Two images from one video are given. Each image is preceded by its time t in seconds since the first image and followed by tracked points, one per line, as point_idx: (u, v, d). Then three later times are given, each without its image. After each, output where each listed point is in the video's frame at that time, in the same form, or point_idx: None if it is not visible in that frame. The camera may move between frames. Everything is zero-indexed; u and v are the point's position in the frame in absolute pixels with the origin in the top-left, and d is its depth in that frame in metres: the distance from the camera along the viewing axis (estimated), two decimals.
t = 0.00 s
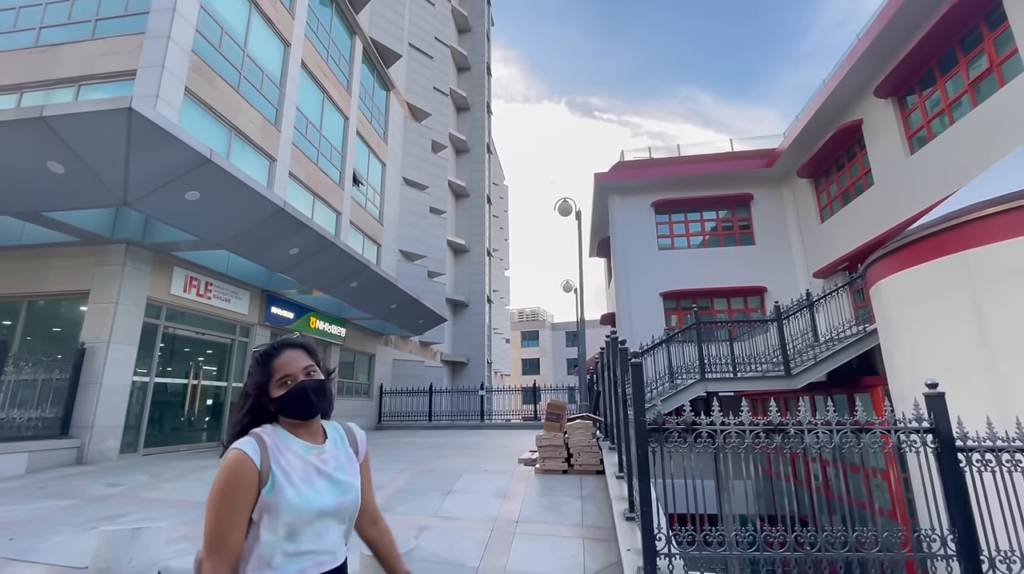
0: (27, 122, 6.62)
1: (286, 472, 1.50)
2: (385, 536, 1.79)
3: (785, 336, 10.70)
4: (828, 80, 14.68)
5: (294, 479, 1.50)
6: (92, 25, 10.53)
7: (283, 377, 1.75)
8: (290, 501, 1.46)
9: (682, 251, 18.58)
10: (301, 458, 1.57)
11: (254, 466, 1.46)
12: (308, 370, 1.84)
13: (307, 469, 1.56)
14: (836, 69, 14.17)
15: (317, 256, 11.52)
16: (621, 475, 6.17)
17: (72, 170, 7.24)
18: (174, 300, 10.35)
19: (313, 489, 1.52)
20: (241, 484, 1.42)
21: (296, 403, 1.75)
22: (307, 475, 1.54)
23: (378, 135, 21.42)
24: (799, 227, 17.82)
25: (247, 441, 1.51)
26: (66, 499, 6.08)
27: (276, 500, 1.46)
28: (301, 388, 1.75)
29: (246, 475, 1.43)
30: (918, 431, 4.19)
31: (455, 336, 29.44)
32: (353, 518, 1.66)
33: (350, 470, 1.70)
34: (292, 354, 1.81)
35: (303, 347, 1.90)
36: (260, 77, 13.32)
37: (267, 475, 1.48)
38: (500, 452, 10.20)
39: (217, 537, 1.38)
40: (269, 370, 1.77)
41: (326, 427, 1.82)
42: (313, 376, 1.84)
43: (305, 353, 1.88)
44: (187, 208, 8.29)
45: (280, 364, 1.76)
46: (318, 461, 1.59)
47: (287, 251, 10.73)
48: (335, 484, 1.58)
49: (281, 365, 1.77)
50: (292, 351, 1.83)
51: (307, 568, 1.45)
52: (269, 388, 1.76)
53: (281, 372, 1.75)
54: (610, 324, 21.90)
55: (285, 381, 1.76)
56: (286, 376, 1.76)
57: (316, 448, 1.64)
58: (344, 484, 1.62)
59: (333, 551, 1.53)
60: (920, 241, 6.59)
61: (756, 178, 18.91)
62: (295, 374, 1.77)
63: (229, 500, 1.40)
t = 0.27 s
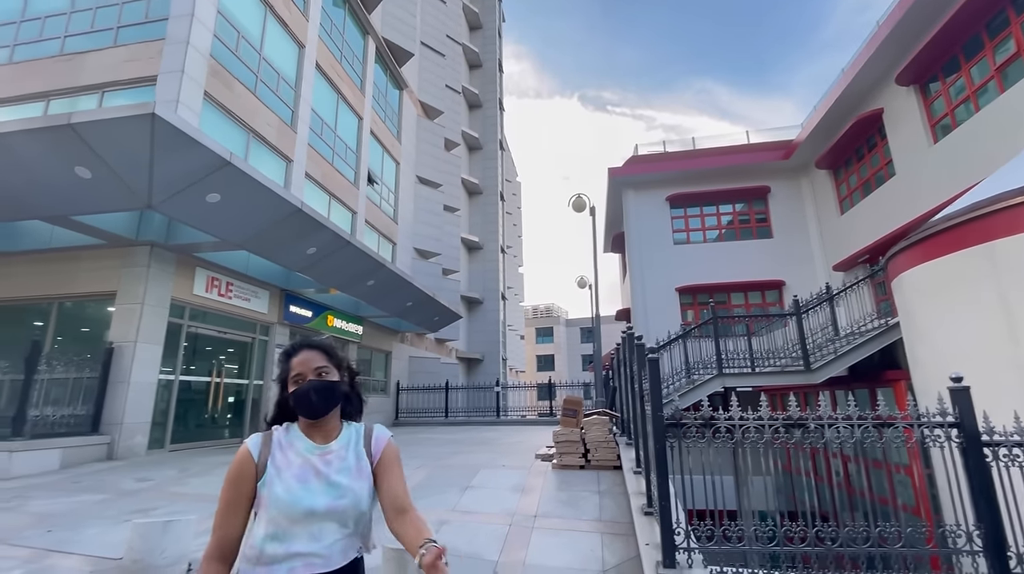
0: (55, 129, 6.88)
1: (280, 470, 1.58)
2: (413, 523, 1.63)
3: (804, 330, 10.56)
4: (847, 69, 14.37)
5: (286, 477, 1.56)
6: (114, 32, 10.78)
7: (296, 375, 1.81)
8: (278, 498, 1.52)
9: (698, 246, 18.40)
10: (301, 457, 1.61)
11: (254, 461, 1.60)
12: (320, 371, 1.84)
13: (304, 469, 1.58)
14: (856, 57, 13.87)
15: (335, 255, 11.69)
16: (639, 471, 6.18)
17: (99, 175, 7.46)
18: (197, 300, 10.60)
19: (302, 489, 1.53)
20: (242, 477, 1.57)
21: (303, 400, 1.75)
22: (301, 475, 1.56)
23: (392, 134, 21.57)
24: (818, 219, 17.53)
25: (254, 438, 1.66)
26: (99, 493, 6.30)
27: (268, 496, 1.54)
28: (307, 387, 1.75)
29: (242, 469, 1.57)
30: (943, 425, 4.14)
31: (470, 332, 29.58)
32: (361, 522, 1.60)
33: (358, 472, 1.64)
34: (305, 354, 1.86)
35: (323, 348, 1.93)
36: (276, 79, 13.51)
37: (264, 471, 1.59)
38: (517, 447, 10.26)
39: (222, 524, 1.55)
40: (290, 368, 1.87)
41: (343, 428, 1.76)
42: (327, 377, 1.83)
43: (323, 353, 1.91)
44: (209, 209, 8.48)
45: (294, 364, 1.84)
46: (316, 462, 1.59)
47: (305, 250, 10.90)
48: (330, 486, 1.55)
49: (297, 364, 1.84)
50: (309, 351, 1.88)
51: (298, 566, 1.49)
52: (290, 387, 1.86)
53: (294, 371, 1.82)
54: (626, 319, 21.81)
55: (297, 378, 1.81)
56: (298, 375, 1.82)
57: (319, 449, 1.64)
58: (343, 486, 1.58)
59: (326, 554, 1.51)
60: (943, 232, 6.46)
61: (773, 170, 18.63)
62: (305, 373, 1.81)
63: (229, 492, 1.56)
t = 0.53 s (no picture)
0: (94, 136, 7.19)
1: (300, 465, 1.64)
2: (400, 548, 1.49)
3: (835, 323, 10.28)
4: (879, 51, 13.87)
5: (303, 473, 1.60)
6: (146, 40, 11.15)
7: (344, 358, 1.81)
8: (293, 496, 1.56)
9: (723, 237, 18.06)
10: (317, 456, 1.63)
11: (280, 458, 1.71)
12: (369, 364, 1.85)
13: (319, 468, 1.60)
14: (888, 39, 13.37)
15: (360, 253, 11.89)
16: (665, 465, 6.15)
17: (136, 180, 7.75)
18: (228, 299, 10.94)
19: (314, 488, 1.55)
20: (272, 472, 1.70)
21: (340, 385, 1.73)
22: (315, 473, 1.58)
23: (412, 132, 21.74)
24: (849, 208, 17.01)
25: (281, 435, 1.75)
26: (142, 484, 6.59)
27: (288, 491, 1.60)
28: (355, 373, 1.73)
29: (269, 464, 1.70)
30: (984, 420, 4.01)
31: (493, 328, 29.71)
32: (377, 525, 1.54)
33: (373, 473, 1.58)
34: (360, 342, 1.88)
35: (376, 343, 1.96)
36: (300, 81, 13.76)
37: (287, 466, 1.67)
38: (542, 442, 10.30)
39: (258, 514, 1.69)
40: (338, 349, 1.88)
41: (369, 425, 1.74)
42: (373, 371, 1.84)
43: (375, 347, 1.93)
44: (239, 211, 8.73)
45: (346, 348, 1.85)
46: (331, 460, 1.59)
47: (331, 249, 11.12)
48: (339, 486, 1.54)
49: (348, 350, 1.85)
50: (365, 342, 1.90)
51: (313, 565, 1.49)
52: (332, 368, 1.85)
53: (344, 354, 1.83)
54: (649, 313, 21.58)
55: (342, 362, 1.80)
56: (347, 359, 1.82)
57: (336, 448, 1.64)
58: (354, 487, 1.54)
59: (339, 556, 1.49)
60: (984, 220, 6.21)
61: (802, 159, 18.12)
62: (355, 360, 1.82)
63: (261, 483, 1.70)
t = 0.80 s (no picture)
0: (139, 144, 7.57)
1: (328, 474, 1.46)
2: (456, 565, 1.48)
3: (878, 314, 9.85)
4: (924, 28, 13.16)
5: (329, 486, 1.43)
6: (184, 49, 11.58)
7: (390, 362, 1.64)
8: (318, 510, 1.40)
9: (758, 227, 17.54)
10: (347, 466, 1.46)
11: (306, 462, 1.55)
12: (414, 372, 1.67)
13: (349, 481, 1.42)
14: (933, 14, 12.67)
15: (390, 250, 12.09)
16: (699, 461, 6.05)
17: (178, 184, 8.10)
18: (265, 297, 11.32)
19: (341, 503, 1.38)
20: (298, 475, 1.54)
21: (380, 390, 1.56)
22: (343, 487, 1.42)
23: (439, 129, 21.89)
24: (892, 194, 16.27)
25: (309, 434, 1.59)
26: (190, 474, 6.93)
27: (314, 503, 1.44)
28: (397, 379, 1.56)
29: (298, 465, 1.54)
30: None
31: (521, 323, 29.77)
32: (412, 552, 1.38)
33: (408, 495, 1.42)
34: (408, 345, 1.70)
35: (426, 350, 1.78)
36: (329, 83, 14.04)
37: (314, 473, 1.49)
38: (572, 436, 10.29)
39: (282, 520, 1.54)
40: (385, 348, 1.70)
41: (406, 436, 1.55)
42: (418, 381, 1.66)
43: (424, 354, 1.75)
44: (274, 211, 9.00)
45: (393, 349, 1.68)
46: (361, 473, 1.42)
47: (362, 247, 11.35)
48: (370, 506, 1.37)
49: (396, 352, 1.67)
50: (414, 346, 1.73)
51: None
52: (374, 368, 1.68)
53: (389, 355, 1.66)
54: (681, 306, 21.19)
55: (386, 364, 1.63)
56: (391, 362, 1.65)
57: (369, 460, 1.46)
58: (386, 509, 1.37)
59: None
60: None
61: (841, 144, 17.38)
62: (401, 364, 1.64)
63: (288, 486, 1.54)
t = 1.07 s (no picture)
0: (186, 150, 7.95)
1: (337, 471, 1.39)
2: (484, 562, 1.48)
3: (933, 305, 9.34)
4: None
5: (338, 486, 1.36)
6: (225, 57, 12.05)
7: (429, 374, 1.49)
8: (325, 509, 1.33)
9: (800, 216, 16.87)
10: (359, 465, 1.38)
11: (316, 451, 1.46)
12: (451, 388, 1.52)
13: (358, 483, 1.35)
14: None
15: (423, 248, 12.28)
16: (739, 457, 5.91)
17: (222, 188, 8.45)
18: (305, 295, 11.71)
19: (349, 505, 1.32)
20: (307, 466, 1.44)
21: (415, 407, 1.48)
22: (351, 487, 1.34)
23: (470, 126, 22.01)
24: (948, 177, 15.34)
25: (324, 423, 1.49)
26: (239, 465, 7.27)
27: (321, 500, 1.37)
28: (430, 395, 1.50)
29: (309, 453, 1.45)
30: None
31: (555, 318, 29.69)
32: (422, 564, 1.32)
33: (423, 504, 1.35)
34: (456, 359, 1.50)
35: (469, 359, 1.59)
36: (362, 84, 14.32)
37: (324, 466, 1.41)
38: (607, 431, 10.22)
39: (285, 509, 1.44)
40: (424, 354, 1.51)
41: (424, 440, 1.48)
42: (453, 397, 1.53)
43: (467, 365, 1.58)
44: (311, 212, 9.28)
45: (435, 358, 1.49)
46: (372, 477, 1.35)
47: (396, 245, 11.56)
48: (380, 512, 1.30)
49: (440, 363, 1.49)
50: (459, 356, 1.54)
51: None
52: (409, 369, 1.52)
53: (428, 365, 1.48)
54: (718, 299, 20.65)
55: (424, 378, 1.49)
56: (431, 373, 1.49)
57: (383, 465, 1.39)
58: (396, 518, 1.30)
59: None
60: None
61: (892, 126, 16.51)
62: (440, 379, 1.49)
63: (293, 475, 1.45)
